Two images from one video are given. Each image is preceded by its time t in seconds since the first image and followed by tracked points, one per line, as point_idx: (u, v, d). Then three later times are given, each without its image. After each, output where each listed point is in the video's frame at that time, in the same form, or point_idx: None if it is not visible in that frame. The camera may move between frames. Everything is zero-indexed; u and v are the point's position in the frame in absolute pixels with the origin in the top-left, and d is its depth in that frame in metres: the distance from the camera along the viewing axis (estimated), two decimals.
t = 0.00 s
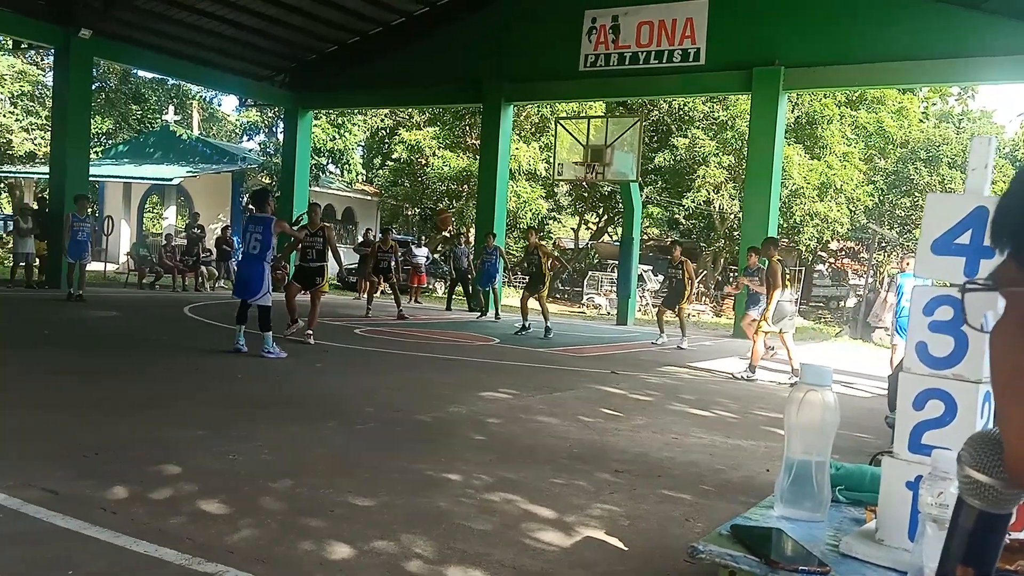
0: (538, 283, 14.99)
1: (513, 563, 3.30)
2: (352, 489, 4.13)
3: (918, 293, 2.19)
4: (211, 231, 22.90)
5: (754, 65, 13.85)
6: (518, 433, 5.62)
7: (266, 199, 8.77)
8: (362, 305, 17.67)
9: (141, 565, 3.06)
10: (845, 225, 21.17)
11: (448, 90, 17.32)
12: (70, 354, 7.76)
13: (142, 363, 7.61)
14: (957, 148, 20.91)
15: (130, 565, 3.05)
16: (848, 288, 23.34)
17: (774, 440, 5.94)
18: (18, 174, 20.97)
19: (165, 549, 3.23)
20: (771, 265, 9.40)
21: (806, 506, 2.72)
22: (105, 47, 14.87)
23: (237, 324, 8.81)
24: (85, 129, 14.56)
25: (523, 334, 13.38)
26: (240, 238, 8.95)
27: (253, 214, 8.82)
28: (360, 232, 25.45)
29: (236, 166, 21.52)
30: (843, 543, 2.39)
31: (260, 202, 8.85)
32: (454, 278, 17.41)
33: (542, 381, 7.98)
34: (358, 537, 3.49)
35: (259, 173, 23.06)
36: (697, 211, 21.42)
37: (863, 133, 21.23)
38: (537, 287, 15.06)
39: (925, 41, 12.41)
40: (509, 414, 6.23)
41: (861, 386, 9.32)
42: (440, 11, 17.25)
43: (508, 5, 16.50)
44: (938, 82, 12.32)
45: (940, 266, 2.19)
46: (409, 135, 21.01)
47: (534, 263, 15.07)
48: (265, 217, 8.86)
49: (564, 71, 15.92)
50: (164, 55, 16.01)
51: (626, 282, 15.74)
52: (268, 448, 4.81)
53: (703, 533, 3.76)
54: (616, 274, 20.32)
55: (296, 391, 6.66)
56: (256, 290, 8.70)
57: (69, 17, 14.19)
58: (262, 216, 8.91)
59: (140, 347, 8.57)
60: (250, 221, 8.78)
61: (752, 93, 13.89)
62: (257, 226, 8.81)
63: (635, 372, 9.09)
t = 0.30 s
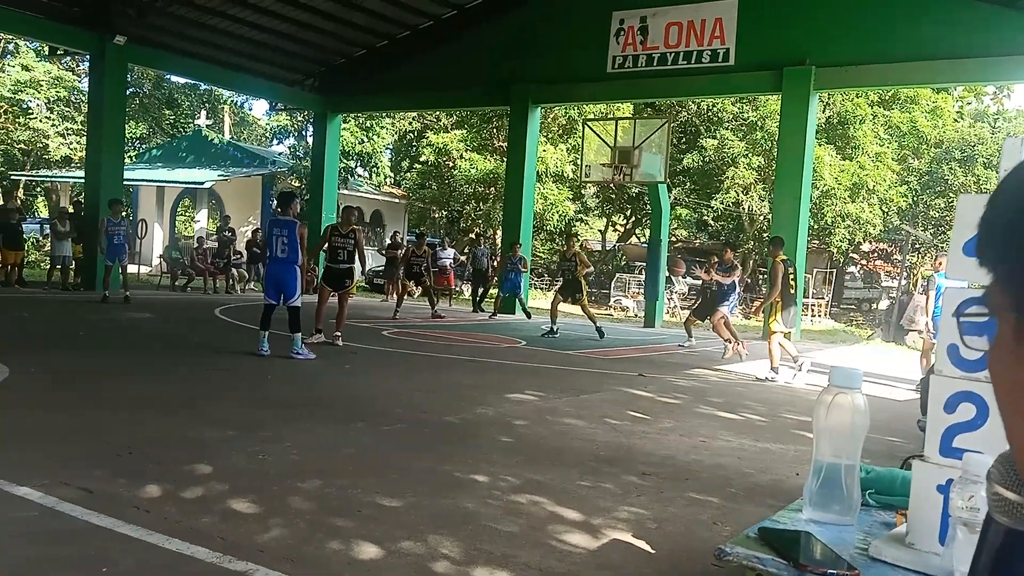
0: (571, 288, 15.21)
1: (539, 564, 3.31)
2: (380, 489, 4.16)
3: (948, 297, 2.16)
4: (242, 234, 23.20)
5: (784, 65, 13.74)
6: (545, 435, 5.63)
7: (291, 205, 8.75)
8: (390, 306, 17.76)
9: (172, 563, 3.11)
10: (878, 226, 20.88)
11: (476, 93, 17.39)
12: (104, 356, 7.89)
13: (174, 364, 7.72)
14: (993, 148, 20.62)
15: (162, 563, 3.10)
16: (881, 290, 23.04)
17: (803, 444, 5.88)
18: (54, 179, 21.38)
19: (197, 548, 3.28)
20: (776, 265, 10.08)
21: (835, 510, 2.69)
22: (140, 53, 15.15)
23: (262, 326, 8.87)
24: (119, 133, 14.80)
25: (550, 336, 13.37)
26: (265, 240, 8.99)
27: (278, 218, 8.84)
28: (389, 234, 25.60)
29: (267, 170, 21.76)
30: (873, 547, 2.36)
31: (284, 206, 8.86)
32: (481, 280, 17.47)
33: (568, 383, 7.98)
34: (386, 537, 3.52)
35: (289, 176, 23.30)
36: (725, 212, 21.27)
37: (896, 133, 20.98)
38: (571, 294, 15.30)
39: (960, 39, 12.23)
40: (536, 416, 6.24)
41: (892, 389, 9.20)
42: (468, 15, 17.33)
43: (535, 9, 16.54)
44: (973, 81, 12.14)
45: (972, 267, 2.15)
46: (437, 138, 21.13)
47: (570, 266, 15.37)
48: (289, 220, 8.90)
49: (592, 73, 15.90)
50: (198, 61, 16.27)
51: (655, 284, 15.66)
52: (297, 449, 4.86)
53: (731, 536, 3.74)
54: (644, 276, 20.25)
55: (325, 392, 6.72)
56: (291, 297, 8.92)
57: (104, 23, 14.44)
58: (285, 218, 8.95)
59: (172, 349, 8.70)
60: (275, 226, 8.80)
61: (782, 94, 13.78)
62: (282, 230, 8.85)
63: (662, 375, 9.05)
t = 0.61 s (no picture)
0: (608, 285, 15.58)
1: (550, 565, 3.31)
2: (391, 490, 4.17)
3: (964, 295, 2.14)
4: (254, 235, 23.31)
5: (798, 65, 13.67)
6: (556, 436, 5.63)
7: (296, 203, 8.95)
8: (402, 307, 17.78)
9: (185, 562, 3.13)
10: (891, 227, 20.73)
11: (487, 94, 17.40)
12: (118, 356, 7.95)
13: (187, 364, 7.77)
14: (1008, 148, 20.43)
15: (176, 563, 3.12)
16: (894, 291, 22.89)
17: (816, 446, 5.85)
18: (69, 181, 21.55)
19: (210, 547, 3.30)
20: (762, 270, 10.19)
21: (848, 512, 2.68)
22: (154, 55, 15.25)
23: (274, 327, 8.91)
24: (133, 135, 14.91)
25: (561, 338, 13.36)
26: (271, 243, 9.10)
27: (282, 219, 8.97)
28: (400, 235, 25.65)
29: (280, 171, 21.84)
30: (886, 550, 2.36)
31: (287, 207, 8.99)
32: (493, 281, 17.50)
33: (580, 384, 7.97)
34: (397, 537, 3.52)
35: (301, 177, 23.40)
36: (738, 212, 21.18)
37: (910, 133, 20.88)
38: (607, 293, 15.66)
39: (975, 38, 12.14)
40: (547, 417, 6.24)
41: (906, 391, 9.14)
42: (480, 16, 17.36)
43: (547, 10, 16.54)
44: (988, 81, 12.07)
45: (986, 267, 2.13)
46: (449, 140, 21.16)
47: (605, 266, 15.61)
48: (294, 221, 9.00)
49: (604, 74, 15.87)
50: (211, 63, 16.37)
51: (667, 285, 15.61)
52: (310, 449, 4.88)
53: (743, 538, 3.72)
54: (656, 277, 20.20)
55: (337, 392, 6.75)
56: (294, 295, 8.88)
57: (120, 25, 14.56)
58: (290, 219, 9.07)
59: (185, 350, 8.75)
60: (278, 227, 8.92)
61: (795, 94, 13.73)
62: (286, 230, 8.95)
63: (675, 376, 9.03)
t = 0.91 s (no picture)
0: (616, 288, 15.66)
1: (551, 566, 3.31)
2: (392, 490, 4.18)
3: (964, 298, 2.15)
4: (255, 235, 23.31)
5: (799, 65, 13.67)
6: (557, 436, 5.63)
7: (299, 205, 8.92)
8: (403, 307, 17.77)
9: (186, 563, 3.13)
10: (893, 227, 20.71)
11: (488, 94, 17.40)
12: (119, 357, 7.96)
13: (188, 364, 7.77)
14: (1009, 148, 20.39)
15: (177, 563, 3.12)
16: (895, 291, 22.88)
17: (817, 446, 5.85)
18: (70, 181, 21.57)
19: (211, 548, 3.30)
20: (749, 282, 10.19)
21: (849, 513, 2.68)
22: (154, 55, 15.24)
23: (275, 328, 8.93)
24: (135, 136, 14.94)
25: (562, 339, 13.35)
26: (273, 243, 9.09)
27: (285, 220, 8.96)
28: (401, 235, 25.64)
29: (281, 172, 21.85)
30: (887, 550, 2.35)
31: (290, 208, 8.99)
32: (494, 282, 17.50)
33: (581, 385, 7.97)
34: (398, 537, 3.53)
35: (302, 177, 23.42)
36: (739, 212, 21.18)
37: (911, 133, 20.85)
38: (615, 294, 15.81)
39: (975, 38, 12.13)
40: (548, 418, 6.24)
41: (908, 391, 9.12)
42: (481, 16, 17.35)
43: (547, 11, 16.54)
44: (990, 82, 12.06)
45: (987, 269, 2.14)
46: (450, 140, 21.13)
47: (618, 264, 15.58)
48: (296, 222, 9.00)
49: (604, 74, 15.87)
50: (212, 64, 16.39)
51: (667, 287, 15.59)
52: (311, 450, 4.88)
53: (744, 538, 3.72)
54: (657, 277, 20.21)
55: (337, 393, 6.75)
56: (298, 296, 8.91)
57: (121, 26, 14.58)
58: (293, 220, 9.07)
59: (186, 350, 8.75)
60: (282, 228, 8.91)
61: (796, 94, 13.72)
62: (288, 231, 8.95)
63: (676, 376, 9.03)
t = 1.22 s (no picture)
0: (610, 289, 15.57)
1: (549, 566, 3.31)
2: (390, 490, 4.18)
3: (962, 297, 2.14)
4: (253, 235, 23.27)
5: (796, 66, 13.69)
6: (555, 436, 5.63)
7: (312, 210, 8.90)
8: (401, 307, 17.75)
9: (184, 564, 3.12)
10: (890, 227, 20.74)
11: (487, 94, 17.40)
12: (116, 357, 7.94)
13: (185, 364, 7.76)
14: (1005, 148, 20.45)
15: (176, 563, 3.12)
16: (892, 290, 22.97)
17: (814, 446, 5.85)
18: (67, 181, 21.52)
19: (208, 549, 3.29)
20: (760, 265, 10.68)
21: (846, 512, 2.69)
22: (152, 55, 15.22)
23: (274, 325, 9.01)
24: (132, 135, 14.90)
25: (560, 339, 13.35)
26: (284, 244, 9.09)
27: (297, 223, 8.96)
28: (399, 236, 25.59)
29: (279, 172, 21.82)
30: (884, 550, 2.36)
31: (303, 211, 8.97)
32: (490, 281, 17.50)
33: (579, 385, 7.97)
34: (396, 537, 3.53)
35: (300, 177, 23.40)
36: (736, 213, 21.18)
37: (908, 133, 20.87)
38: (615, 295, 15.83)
39: (971, 38, 12.17)
40: (546, 418, 6.24)
41: (905, 391, 9.13)
42: (479, 16, 17.35)
43: (545, 11, 16.55)
44: (986, 82, 12.08)
45: (984, 269, 2.14)
46: (447, 140, 21.09)
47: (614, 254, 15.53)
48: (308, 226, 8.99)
49: (602, 74, 15.88)
50: (209, 63, 16.38)
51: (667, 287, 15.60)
52: (308, 450, 4.88)
53: (742, 538, 3.72)
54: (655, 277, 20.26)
55: (335, 393, 6.75)
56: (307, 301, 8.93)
57: (118, 25, 14.56)
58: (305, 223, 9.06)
59: (184, 350, 8.74)
60: (294, 231, 8.90)
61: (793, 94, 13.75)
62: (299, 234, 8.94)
63: (674, 376, 9.03)
